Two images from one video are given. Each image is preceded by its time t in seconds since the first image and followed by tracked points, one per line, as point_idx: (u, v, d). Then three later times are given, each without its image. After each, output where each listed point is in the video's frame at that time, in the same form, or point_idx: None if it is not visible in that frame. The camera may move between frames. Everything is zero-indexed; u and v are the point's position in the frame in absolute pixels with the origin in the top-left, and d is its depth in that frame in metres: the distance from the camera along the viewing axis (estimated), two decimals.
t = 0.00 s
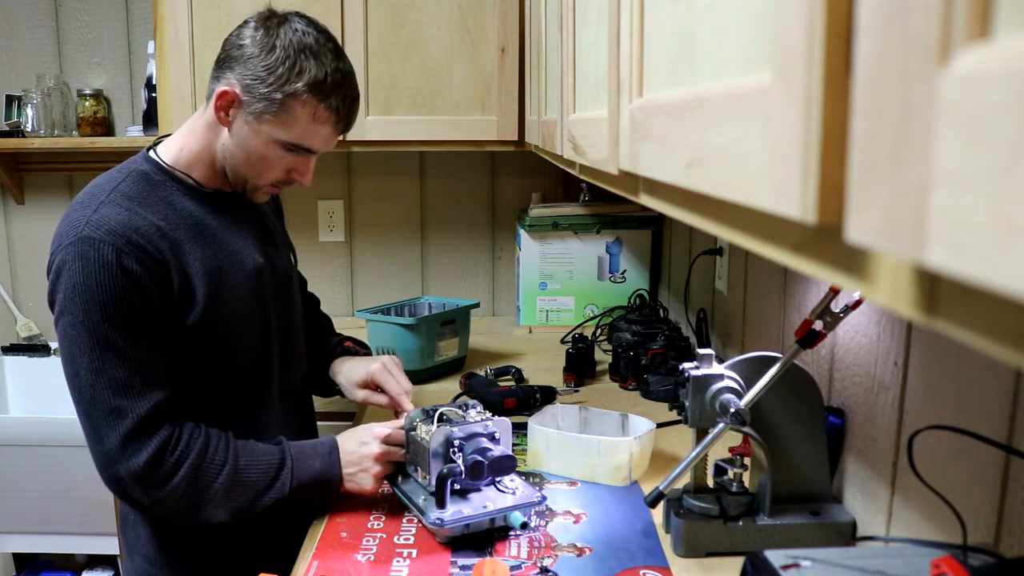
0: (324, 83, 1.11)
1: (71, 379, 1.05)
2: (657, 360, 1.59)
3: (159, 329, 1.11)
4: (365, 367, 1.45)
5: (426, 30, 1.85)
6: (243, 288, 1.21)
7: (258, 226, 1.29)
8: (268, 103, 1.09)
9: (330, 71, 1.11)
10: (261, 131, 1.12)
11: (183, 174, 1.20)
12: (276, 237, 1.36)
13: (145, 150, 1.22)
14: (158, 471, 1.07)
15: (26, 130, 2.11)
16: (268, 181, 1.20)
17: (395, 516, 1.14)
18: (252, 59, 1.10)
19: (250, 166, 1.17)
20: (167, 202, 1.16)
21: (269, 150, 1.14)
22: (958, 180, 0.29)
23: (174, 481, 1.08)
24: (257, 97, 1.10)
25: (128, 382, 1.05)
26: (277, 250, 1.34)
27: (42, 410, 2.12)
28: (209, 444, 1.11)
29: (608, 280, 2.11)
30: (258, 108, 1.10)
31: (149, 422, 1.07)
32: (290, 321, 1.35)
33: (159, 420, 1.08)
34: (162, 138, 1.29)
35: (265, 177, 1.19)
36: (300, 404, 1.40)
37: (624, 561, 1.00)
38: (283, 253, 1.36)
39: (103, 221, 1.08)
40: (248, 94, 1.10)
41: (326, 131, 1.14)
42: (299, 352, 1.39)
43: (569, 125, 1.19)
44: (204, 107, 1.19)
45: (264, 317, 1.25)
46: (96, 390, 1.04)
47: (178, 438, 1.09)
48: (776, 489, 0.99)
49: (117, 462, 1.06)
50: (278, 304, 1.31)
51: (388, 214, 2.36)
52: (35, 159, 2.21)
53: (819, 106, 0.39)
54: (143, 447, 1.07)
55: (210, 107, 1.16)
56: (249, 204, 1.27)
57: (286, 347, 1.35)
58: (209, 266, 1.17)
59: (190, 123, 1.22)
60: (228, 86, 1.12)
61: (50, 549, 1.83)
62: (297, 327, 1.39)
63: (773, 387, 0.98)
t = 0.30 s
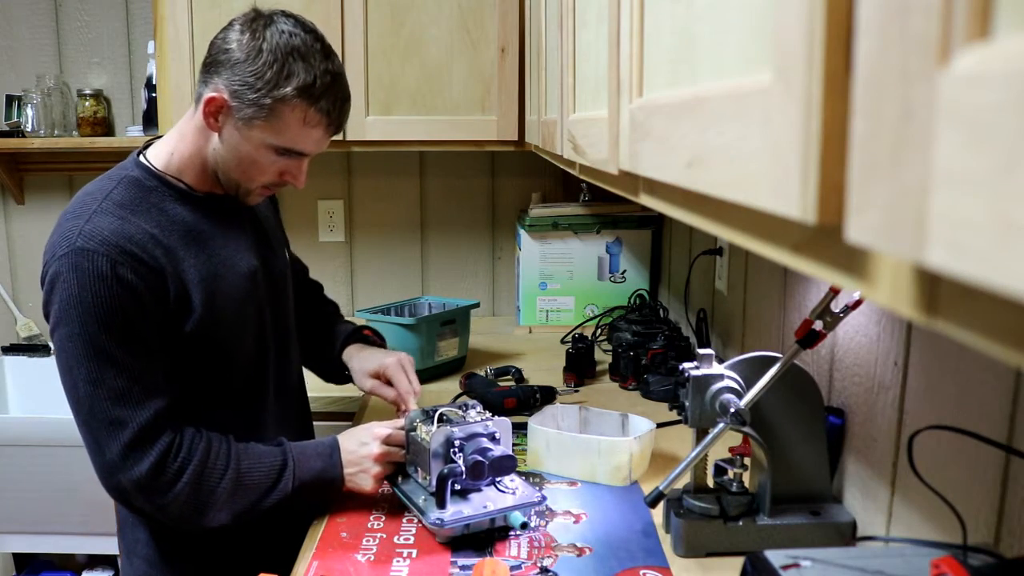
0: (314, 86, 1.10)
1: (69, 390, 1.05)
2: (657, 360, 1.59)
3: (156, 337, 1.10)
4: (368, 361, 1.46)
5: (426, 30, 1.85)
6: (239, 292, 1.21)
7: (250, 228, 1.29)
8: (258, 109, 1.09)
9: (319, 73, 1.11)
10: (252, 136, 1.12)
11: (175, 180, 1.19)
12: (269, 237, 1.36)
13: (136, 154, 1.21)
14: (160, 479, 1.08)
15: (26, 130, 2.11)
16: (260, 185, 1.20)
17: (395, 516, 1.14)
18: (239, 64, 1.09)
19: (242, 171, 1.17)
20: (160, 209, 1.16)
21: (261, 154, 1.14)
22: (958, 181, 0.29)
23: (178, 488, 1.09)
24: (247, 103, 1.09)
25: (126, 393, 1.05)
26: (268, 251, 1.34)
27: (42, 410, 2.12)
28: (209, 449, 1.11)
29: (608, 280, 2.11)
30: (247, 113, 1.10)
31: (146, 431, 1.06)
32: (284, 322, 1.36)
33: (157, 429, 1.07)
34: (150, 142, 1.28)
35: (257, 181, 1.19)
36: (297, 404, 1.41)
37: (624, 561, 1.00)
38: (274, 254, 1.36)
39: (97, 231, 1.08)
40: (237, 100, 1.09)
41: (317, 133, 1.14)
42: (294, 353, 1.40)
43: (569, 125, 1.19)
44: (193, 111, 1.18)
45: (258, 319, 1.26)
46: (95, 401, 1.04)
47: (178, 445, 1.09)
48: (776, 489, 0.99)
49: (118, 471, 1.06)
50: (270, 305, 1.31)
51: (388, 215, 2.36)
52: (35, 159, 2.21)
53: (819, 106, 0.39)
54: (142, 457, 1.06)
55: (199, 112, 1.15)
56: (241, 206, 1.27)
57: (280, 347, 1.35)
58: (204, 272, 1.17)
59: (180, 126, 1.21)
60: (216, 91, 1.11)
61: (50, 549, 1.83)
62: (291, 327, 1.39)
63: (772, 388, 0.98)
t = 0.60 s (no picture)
0: (309, 90, 1.10)
1: (68, 392, 1.05)
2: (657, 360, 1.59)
3: (154, 339, 1.10)
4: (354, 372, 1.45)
5: (426, 29, 1.85)
6: (237, 292, 1.21)
7: (247, 229, 1.29)
8: (253, 112, 1.09)
9: (314, 76, 1.10)
10: (247, 139, 1.12)
11: (172, 180, 1.19)
12: (266, 237, 1.36)
13: (133, 155, 1.21)
14: (160, 480, 1.08)
15: (26, 130, 2.11)
16: (257, 186, 1.20)
17: (395, 516, 1.14)
18: (234, 67, 1.09)
19: (239, 173, 1.17)
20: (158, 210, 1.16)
21: (256, 156, 1.14)
22: (959, 181, 0.29)
23: (177, 489, 1.09)
24: (242, 106, 1.09)
25: (124, 394, 1.05)
26: (266, 251, 1.35)
27: (42, 410, 2.12)
28: (208, 450, 1.11)
29: (608, 280, 2.11)
30: (242, 116, 1.10)
31: (145, 432, 1.06)
32: (282, 323, 1.36)
33: (156, 430, 1.07)
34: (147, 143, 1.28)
35: (253, 183, 1.19)
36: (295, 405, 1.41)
37: (624, 561, 1.00)
38: (271, 254, 1.36)
39: (94, 233, 1.08)
40: (232, 103, 1.09)
41: (312, 136, 1.14)
42: (292, 353, 1.40)
43: (569, 125, 1.19)
44: (189, 113, 1.18)
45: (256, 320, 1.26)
46: (94, 403, 1.04)
47: (177, 446, 1.09)
48: (775, 489, 0.99)
49: (117, 473, 1.06)
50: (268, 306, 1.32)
51: (388, 215, 2.36)
52: (35, 159, 2.21)
53: (819, 105, 0.39)
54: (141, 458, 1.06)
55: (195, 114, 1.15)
56: (239, 207, 1.27)
57: (278, 347, 1.35)
58: (202, 273, 1.17)
59: (176, 127, 1.21)
60: (211, 94, 1.11)
61: (50, 549, 1.83)
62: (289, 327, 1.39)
63: (772, 388, 0.98)
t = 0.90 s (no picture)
0: (305, 91, 1.10)
1: (69, 393, 1.05)
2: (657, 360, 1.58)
3: (155, 339, 1.10)
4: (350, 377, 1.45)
5: (426, 29, 1.85)
6: (237, 292, 1.21)
7: (245, 229, 1.29)
8: (248, 114, 1.09)
9: (310, 76, 1.10)
10: (243, 140, 1.12)
11: (171, 180, 1.19)
12: (264, 236, 1.36)
13: (131, 156, 1.21)
14: (160, 480, 1.08)
15: (26, 130, 2.11)
16: (255, 186, 1.20)
17: (395, 516, 1.14)
18: (230, 68, 1.09)
19: (236, 173, 1.17)
20: (157, 210, 1.16)
21: (253, 157, 1.14)
22: (958, 181, 0.29)
23: (178, 488, 1.09)
24: (238, 107, 1.09)
25: (124, 395, 1.05)
26: (263, 250, 1.35)
27: (43, 409, 2.12)
28: (208, 449, 1.11)
29: (608, 280, 2.11)
30: (238, 117, 1.10)
31: (146, 432, 1.06)
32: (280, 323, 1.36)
33: (156, 429, 1.07)
34: (146, 142, 1.28)
35: (251, 183, 1.19)
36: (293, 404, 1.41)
37: (624, 561, 1.00)
38: (269, 253, 1.36)
39: (94, 234, 1.08)
40: (228, 105, 1.09)
41: (309, 137, 1.14)
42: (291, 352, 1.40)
43: (569, 125, 1.19)
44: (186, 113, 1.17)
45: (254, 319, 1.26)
46: (95, 403, 1.04)
47: (177, 446, 1.09)
48: (775, 489, 0.99)
49: (118, 473, 1.06)
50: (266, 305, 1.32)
51: (388, 214, 2.36)
52: (35, 159, 2.21)
53: (819, 105, 0.39)
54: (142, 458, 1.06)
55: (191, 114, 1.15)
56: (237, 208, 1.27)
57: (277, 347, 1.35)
58: (201, 273, 1.17)
59: (174, 128, 1.21)
60: (207, 95, 1.11)
61: (50, 549, 1.83)
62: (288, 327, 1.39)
63: (773, 388, 0.98)
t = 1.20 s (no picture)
0: (300, 93, 1.09)
1: (68, 394, 1.05)
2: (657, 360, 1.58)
3: (154, 340, 1.10)
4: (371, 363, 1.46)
5: (425, 29, 1.85)
6: (235, 291, 1.21)
7: (243, 228, 1.29)
8: (242, 116, 1.09)
9: (304, 78, 1.10)
10: (238, 142, 1.12)
11: (168, 181, 1.19)
12: (262, 235, 1.36)
13: (129, 156, 1.21)
14: (161, 480, 1.08)
15: (26, 130, 2.11)
16: (251, 187, 1.20)
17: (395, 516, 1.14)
18: (223, 71, 1.09)
19: (232, 175, 1.17)
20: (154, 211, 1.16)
21: (248, 159, 1.14)
22: (958, 181, 0.29)
23: (179, 487, 1.09)
24: (232, 110, 1.09)
25: (124, 396, 1.05)
26: (260, 249, 1.35)
27: (43, 409, 2.12)
28: (208, 449, 1.11)
29: (608, 280, 2.11)
30: (232, 120, 1.10)
31: (145, 432, 1.06)
32: (277, 322, 1.36)
33: (156, 429, 1.07)
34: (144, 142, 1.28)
35: (247, 184, 1.19)
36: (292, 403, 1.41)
37: (624, 561, 1.00)
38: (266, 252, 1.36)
39: (92, 235, 1.08)
40: (222, 107, 1.09)
41: (304, 138, 1.14)
42: (288, 351, 1.40)
43: (569, 125, 1.19)
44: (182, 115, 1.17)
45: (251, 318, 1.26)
46: (94, 404, 1.04)
47: (177, 446, 1.09)
48: (775, 489, 0.99)
49: (118, 473, 1.06)
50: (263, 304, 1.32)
51: (388, 214, 2.36)
52: (35, 159, 2.21)
53: (819, 105, 0.39)
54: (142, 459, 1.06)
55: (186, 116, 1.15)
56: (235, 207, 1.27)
57: (274, 346, 1.35)
58: (199, 273, 1.17)
59: (171, 129, 1.21)
60: (201, 98, 1.11)
61: (49, 549, 1.83)
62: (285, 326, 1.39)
63: (773, 388, 0.98)
